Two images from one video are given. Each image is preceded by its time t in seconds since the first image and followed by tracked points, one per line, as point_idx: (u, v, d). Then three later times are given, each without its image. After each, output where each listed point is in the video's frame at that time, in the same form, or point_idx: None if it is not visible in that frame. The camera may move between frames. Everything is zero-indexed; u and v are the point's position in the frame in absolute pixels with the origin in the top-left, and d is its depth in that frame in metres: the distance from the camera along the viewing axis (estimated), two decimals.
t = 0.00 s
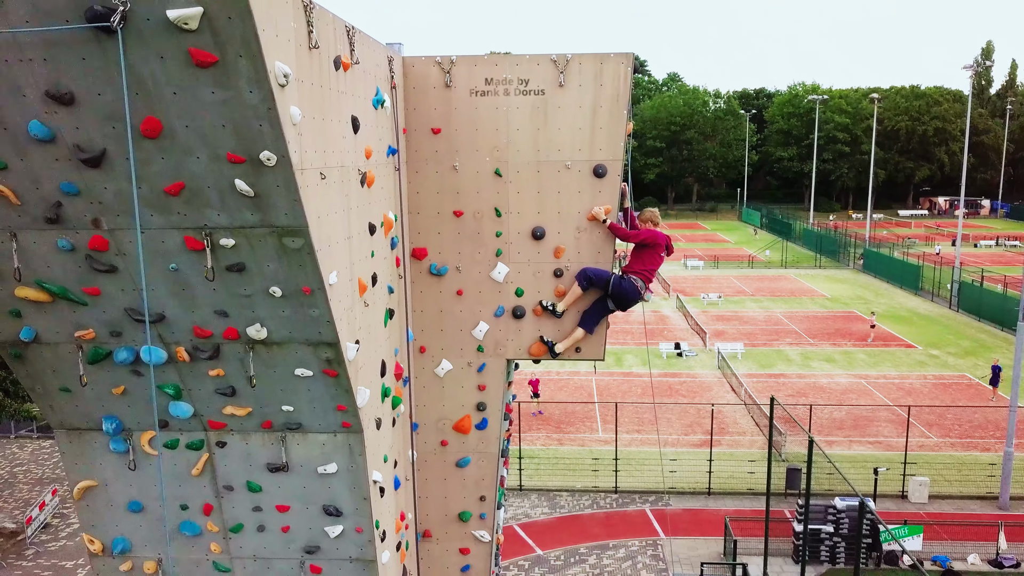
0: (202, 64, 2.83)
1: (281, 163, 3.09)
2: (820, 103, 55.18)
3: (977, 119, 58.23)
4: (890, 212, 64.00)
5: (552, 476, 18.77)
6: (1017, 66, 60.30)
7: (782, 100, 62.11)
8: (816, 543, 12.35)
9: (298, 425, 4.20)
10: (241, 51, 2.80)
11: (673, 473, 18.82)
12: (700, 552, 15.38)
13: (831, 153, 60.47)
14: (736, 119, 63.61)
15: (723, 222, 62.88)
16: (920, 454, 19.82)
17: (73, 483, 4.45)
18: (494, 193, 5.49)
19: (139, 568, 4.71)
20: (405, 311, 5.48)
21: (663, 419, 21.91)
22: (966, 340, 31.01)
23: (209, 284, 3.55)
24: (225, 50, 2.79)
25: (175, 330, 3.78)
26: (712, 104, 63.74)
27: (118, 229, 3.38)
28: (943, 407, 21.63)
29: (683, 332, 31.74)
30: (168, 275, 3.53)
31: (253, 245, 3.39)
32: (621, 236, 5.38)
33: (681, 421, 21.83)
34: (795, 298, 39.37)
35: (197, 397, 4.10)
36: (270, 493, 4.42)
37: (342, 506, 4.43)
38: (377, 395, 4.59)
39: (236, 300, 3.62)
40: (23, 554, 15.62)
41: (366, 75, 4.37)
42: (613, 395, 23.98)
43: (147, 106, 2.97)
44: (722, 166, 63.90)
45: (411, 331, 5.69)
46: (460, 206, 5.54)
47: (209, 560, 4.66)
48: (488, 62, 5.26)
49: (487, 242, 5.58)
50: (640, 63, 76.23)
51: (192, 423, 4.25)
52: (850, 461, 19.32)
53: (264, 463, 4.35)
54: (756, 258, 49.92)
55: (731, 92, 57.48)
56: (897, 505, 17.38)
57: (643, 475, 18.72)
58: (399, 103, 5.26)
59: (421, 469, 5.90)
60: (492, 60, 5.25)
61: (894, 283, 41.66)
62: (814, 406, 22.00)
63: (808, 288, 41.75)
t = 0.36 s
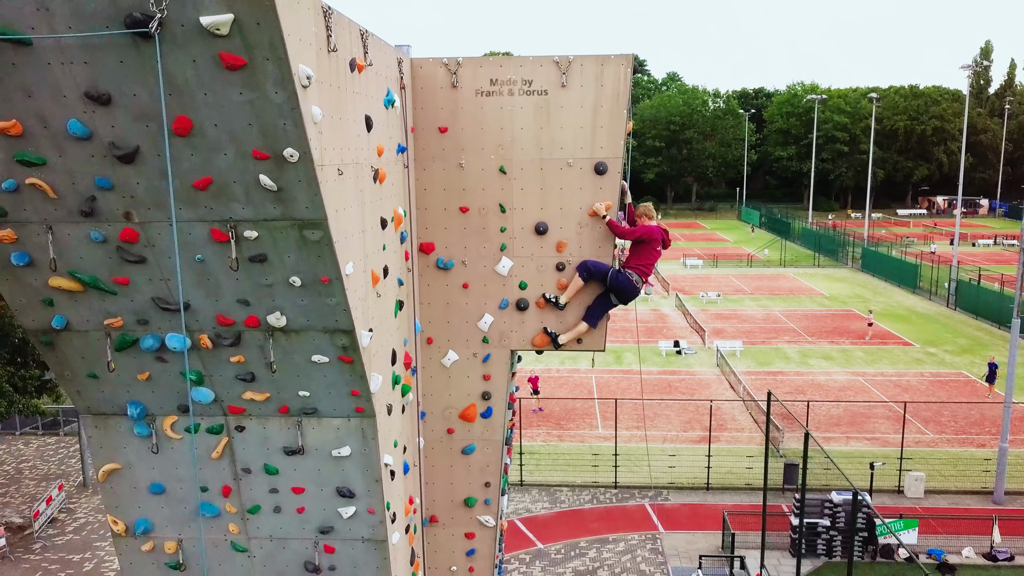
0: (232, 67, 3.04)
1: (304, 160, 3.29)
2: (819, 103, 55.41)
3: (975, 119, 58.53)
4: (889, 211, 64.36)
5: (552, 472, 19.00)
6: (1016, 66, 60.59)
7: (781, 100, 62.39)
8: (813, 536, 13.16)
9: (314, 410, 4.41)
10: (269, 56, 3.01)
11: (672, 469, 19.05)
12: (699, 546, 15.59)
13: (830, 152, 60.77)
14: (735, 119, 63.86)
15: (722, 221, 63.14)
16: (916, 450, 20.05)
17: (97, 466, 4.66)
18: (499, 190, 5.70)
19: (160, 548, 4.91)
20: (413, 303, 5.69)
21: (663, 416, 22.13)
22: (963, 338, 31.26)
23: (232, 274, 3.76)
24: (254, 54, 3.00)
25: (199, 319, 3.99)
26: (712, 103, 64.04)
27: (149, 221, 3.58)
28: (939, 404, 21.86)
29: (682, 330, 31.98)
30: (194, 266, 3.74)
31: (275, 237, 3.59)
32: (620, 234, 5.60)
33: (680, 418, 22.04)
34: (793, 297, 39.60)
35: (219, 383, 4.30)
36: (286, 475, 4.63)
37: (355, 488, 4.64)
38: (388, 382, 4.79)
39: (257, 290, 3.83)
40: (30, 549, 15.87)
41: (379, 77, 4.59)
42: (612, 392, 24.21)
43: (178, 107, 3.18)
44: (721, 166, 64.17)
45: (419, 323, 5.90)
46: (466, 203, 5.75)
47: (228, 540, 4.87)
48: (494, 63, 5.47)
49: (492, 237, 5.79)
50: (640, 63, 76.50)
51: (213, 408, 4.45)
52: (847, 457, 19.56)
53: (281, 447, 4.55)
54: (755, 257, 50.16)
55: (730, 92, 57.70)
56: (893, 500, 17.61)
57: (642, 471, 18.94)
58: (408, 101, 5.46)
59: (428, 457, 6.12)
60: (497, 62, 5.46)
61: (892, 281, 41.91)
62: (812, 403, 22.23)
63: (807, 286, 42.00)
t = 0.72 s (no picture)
0: (258, 75, 3.29)
1: (323, 160, 3.54)
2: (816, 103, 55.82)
3: (972, 119, 58.99)
4: (886, 210, 64.79)
5: (551, 468, 19.28)
6: (1012, 66, 61.05)
7: (778, 100, 62.84)
8: (808, 531, 14.12)
9: (327, 396, 4.66)
10: (293, 64, 3.26)
11: (670, 464, 19.33)
12: (696, 540, 15.86)
13: (827, 152, 61.26)
14: (733, 119, 64.26)
15: (720, 221, 63.54)
16: (910, 446, 20.34)
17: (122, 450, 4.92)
18: (502, 188, 5.95)
19: (180, 529, 5.16)
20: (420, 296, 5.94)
21: (661, 413, 22.42)
22: (958, 336, 31.59)
23: (254, 267, 4.01)
24: (279, 62, 3.25)
25: (221, 309, 4.24)
26: (710, 103, 64.36)
27: (178, 217, 3.83)
28: (933, 400, 22.16)
29: (680, 328, 32.30)
30: (218, 259, 3.99)
31: (295, 232, 3.85)
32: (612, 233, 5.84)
33: (678, 415, 22.30)
34: (791, 295, 39.92)
35: (238, 370, 4.55)
36: (301, 459, 4.88)
37: (366, 471, 4.89)
38: (397, 371, 5.05)
39: (276, 282, 4.07)
40: (37, 543, 16.15)
41: (388, 81, 4.84)
42: (611, 389, 24.51)
43: (207, 111, 3.43)
44: (719, 166, 64.60)
45: (425, 316, 6.16)
46: (469, 201, 6.01)
47: (244, 522, 5.12)
48: (497, 67, 5.74)
49: (495, 233, 6.05)
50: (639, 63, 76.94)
51: (232, 394, 4.71)
52: (842, 452, 19.85)
53: (296, 432, 4.80)
54: (752, 256, 50.50)
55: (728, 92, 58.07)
56: (887, 494, 17.89)
57: (640, 466, 19.22)
58: (415, 103, 5.72)
59: (433, 445, 6.37)
60: (500, 67, 5.71)
61: (888, 280, 42.26)
62: (807, 400, 22.53)
63: (804, 285, 42.33)
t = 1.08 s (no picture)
0: (288, 83, 3.59)
1: (346, 161, 3.85)
2: (814, 102, 56.30)
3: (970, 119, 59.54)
4: (883, 210, 65.28)
5: (551, 463, 19.59)
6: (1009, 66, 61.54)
7: (777, 100, 63.27)
8: (803, 522, 14.65)
9: (345, 382, 4.97)
10: (320, 74, 3.56)
11: (668, 460, 19.65)
12: (693, 533, 16.18)
13: (825, 152, 61.81)
14: (732, 119, 64.65)
15: (719, 221, 64.01)
16: (904, 441, 20.66)
17: (151, 435, 5.24)
18: (507, 188, 6.26)
19: (204, 510, 5.47)
20: (429, 291, 6.25)
21: (659, 409, 22.74)
22: (953, 334, 31.94)
23: (280, 261, 4.31)
24: (308, 72, 3.55)
25: (247, 300, 4.54)
26: (708, 103, 64.78)
27: (210, 213, 4.13)
28: (928, 397, 22.47)
29: (678, 327, 32.64)
30: (245, 254, 4.30)
31: (318, 229, 4.16)
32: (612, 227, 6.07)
33: (676, 411, 22.62)
34: (789, 294, 40.29)
35: (261, 357, 4.86)
36: (319, 443, 5.19)
37: (380, 453, 5.20)
38: (408, 359, 5.35)
39: (299, 274, 4.38)
40: (47, 536, 16.49)
41: (401, 87, 5.15)
42: (610, 387, 24.83)
43: (239, 117, 3.74)
44: (718, 165, 65.03)
45: (434, 309, 6.47)
46: (476, 200, 6.32)
47: (265, 503, 5.43)
48: (502, 73, 6.05)
49: (500, 231, 6.36)
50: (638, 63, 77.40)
51: (254, 381, 5.01)
52: (837, 448, 20.16)
53: (315, 416, 5.11)
54: (751, 256, 50.86)
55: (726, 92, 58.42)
56: (881, 489, 18.20)
57: (638, 462, 19.53)
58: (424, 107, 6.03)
59: (442, 432, 6.68)
60: (505, 71, 6.02)
61: (885, 279, 42.60)
62: (805, 396, 22.85)
63: (802, 284, 42.67)
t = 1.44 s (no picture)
0: (317, 91, 3.94)
1: (368, 163, 4.20)
2: (813, 102, 56.81)
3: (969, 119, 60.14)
4: (882, 210, 65.81)
5: (552, 458, 19.95)
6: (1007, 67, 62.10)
7: (776, 100, 63.77)
8: (799, 514, 15.18)
9: (362, 369, 5.31)
10: (347, 84, 3.92)
11: (666, 454, 20.01)
12: (691, 525, 16.55)
13: (824, 152, 62.38)
14: (731, 118, 65.12)
15: (718, 220, 64.56)
16: (899, 437, 21.02)
17: (180, 419, 5.60)
18: (513, 188, 6.61)
19: (228, 490, 5.83)
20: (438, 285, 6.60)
21: (658, 406, 23.11)
22: (949, 332, 32.33)
23: (305, 255, 4.66)
24: (336, 83, 3.91)
25: (273, 292, 4.89)
26: (707, 103, 65.25)
27: (242, 212, 4.49)
28: (923, 394, 22.84)
29: (677, 325, 33.04)
30: (273, 248, 4.65)
31: (341, 225, 4.51)
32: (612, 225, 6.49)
33: (675, 408, 22.98)
34: (787, 293, 40.70)
35: (285, 346, 5.20)
36: (337, 426, 5.54)
37: (395, 436, 5.54)
38: (421, 348, 5.69)
39: (322, 267, 4.73)
40: (59, 528, 16.85)
41: (415, 94, 5.51)
42: (610, 383, 25.20)
43: (273, 123, 4.09)
44: (717, 165, 65.51)
45: (443, 303, 6.82)
46: (483, 198, 6.67)
47: (286, 483, 5.78)
48: (507, 78, 6.39)
49: (505, 228, 6.71)
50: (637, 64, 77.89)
51: (278, 368, 5.35)
52: (833, 443, 20.53)
53: (334, 401, 5.45)
54: (749, 255, 51.28)
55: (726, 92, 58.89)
56: (876, 482, 18.57)
57: (637, 457, 19.89)
58: (435, 111, 6.37)
59: (450, 419, 7.04)
60: (511, 77, 6.36)
61: (882, 278, 43.00)
62: (801, 392, 23.22)
63: (800, 283, 43.05)
